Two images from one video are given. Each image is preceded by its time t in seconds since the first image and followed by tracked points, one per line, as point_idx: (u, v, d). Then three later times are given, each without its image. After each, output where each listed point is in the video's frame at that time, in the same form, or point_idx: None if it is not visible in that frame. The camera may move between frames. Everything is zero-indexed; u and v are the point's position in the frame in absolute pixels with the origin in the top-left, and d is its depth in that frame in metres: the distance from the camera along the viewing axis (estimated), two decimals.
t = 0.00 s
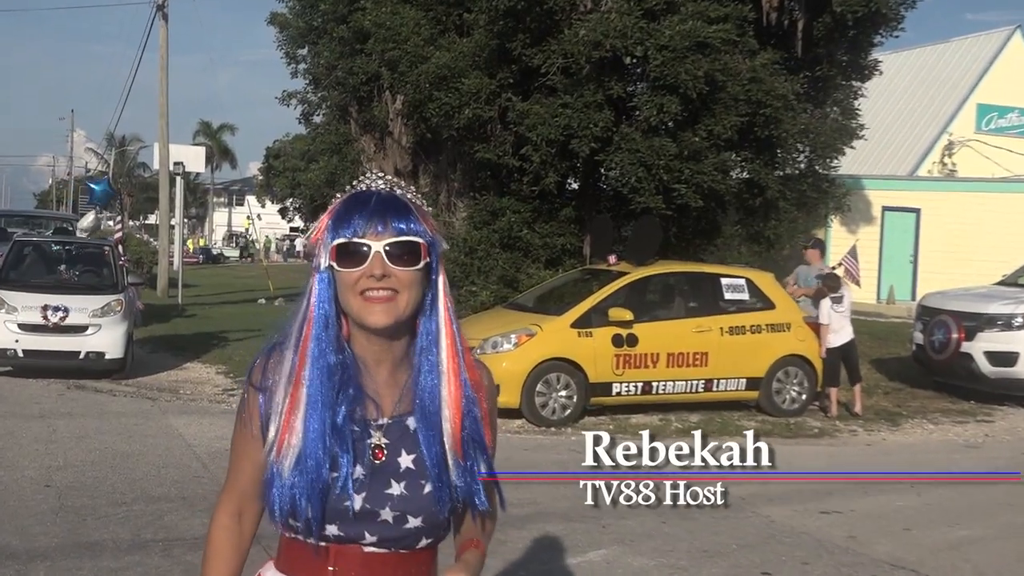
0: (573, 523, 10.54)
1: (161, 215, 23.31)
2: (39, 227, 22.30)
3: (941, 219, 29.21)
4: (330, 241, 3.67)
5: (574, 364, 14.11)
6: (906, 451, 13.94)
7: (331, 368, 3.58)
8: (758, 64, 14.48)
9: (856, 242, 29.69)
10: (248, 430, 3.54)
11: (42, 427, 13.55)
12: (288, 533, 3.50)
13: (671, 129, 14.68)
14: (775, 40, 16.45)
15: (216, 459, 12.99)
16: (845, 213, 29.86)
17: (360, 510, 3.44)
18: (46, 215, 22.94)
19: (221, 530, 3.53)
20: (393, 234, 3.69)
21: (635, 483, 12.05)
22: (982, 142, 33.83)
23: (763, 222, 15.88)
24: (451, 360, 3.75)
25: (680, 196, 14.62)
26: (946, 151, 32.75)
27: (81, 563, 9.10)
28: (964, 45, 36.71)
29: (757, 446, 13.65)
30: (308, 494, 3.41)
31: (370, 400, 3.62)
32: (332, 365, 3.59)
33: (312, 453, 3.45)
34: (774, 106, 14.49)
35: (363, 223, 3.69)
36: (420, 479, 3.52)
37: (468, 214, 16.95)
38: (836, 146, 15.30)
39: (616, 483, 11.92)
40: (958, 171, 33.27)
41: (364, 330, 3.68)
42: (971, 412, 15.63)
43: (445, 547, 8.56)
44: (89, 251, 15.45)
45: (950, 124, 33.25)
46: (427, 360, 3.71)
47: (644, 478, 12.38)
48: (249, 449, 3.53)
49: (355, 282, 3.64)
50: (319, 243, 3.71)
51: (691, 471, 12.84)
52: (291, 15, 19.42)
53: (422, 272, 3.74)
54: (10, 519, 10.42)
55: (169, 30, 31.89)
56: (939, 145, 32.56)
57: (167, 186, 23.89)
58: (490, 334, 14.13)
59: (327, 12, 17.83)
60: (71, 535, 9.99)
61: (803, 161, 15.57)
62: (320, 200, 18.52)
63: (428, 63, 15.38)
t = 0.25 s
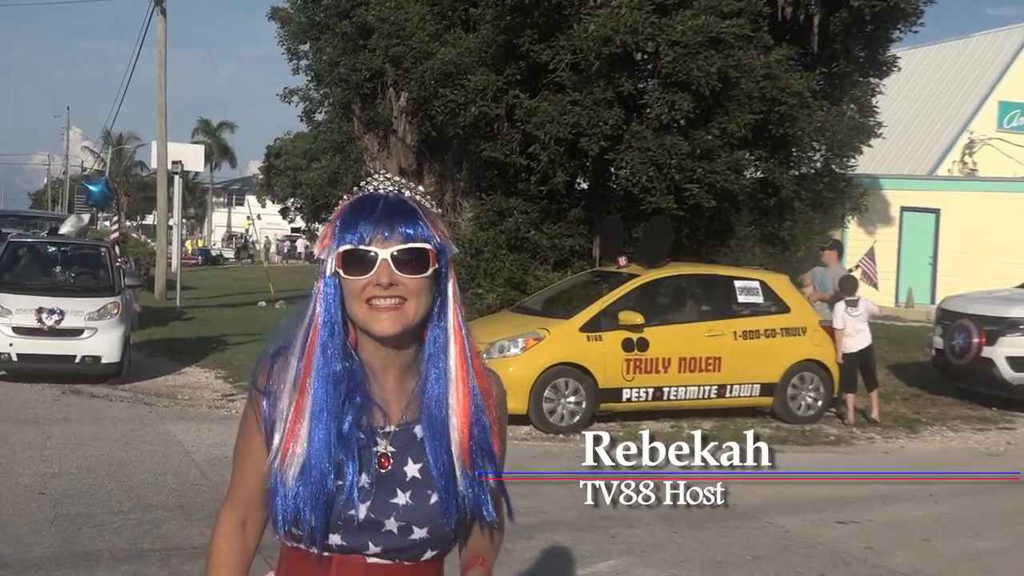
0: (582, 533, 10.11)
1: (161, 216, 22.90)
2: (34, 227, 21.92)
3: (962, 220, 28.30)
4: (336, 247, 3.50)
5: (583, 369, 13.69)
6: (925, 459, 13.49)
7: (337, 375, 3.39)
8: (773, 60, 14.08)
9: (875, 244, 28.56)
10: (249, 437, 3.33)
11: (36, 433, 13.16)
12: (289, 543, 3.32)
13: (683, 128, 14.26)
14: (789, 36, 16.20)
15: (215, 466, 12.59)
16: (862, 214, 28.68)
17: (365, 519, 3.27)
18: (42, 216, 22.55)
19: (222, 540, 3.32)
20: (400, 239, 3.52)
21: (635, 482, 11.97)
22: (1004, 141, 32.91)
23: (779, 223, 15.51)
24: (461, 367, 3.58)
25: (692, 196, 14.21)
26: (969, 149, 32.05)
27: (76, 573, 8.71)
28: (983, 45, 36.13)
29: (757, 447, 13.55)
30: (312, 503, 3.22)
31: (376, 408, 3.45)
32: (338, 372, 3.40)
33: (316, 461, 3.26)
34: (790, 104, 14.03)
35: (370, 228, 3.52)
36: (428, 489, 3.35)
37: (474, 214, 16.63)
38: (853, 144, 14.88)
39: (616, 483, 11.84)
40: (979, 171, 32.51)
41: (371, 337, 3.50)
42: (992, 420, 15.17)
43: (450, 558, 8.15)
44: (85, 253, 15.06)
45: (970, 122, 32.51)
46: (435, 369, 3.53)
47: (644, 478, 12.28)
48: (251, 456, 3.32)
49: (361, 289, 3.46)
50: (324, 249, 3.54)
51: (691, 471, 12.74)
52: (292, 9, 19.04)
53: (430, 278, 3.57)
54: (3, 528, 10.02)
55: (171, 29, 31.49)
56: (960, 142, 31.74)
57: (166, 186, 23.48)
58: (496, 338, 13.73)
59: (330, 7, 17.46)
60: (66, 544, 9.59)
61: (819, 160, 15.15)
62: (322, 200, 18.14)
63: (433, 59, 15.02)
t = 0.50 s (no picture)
0: (592, 546, 9.66)
1: (157, 218, 22.49)
2: (28, 229, 21.48)
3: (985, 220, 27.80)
4: (341, 252, 3.46)
5: (593, 376, 13.26)
6: (947, 469, 13.02)
7: (339, 385, 3.36)
8: (789, 57, 13.67)
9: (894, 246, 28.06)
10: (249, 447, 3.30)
11: (29, 441, 12.74)
12: (289, 552, 3.34)
13: (696, 127, 13.84)
14: (806, 32, 15.83)
15: (213, 476, 12.16)
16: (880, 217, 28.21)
17: (365, 530, 3.30)
18: (36, 218, 22.10)
19: (220, 551, 3.29)
20: (407, 245, 3.48)
21: (635, 482, 11.93)
22: None
23: (795, 225, 15.01)
24: (466, 375, 3.55)
25: (705, 197, 13.76)
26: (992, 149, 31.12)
27: None
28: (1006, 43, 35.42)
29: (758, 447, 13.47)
30: (313, 515, 3.24)
31: (379, 418, 3.43)
32: (341, 382, 3.37)
33: (317, 472, 3.25)
34: (806, 102, 13.62)
35: (376, 234, 3.49)
36: (430, 500, 3.36)
37: (480, 215, 16.24)
38: (872, 144, 14.44)
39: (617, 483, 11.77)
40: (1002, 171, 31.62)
41: (375, 343, 3.46)
42: (1015, 428, 14.70)
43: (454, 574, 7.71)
44: (79, 256, 14.63)
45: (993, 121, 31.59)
46: (440, 379, 3.50)
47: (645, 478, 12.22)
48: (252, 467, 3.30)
49: (366, 296, 3.41)
50: (329, 253, 3.49)
51: (692, 472, 12.67)
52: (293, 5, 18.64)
53: (436, 285, 3.51)
54: None
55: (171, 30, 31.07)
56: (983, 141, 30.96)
57: (163, 187, 23.04)
58: (504, 344, 13.31)
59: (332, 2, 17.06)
60: (59, 556, 9.17)
61: (837, 160, 14.72)
62: (323, 201, 17.72)
63: (438, 56, 14.65)
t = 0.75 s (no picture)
0: (599, 557, 9.29)
1: (152, 220, 22.17)
2: (21, 231, 21.11)
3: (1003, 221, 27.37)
4: (339, 256, 3.34)
5: (601, 383, 12.91)
6: (965, 479, 12.62)
7: (337, 390, 3.23)
8: (802, 55, 13.31)
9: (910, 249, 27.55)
10: (243, 455, 3.16)
11: (22, 449, 12.39)
12: (285, 562, 3.20)
13: (707, 127, 13.47)
14: (820, 29, 15.44)
15: (211, 485, 11.80)
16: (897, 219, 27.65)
17: (364, 539, 3.15)
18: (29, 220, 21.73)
19: (214, 563, 3.15)
20: (406, 247, 3.35)
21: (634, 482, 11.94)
22: None
23: (808, 228, 14.58)
24: (467, 379, 3.41)
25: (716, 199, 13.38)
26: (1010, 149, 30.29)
27: None
28: None
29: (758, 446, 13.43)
30: (310, 524, 3.10)
31: (377, 424, 3.29)
32: (338, 388, 3.24)
33: (314, 480, 3.11)
34: (820, 101, 13.23)
35: (375, 237, 3.36)
36: (430, 509, 3.21)
37: (485, 218, 15.97)
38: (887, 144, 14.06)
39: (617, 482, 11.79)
40: None
41: (373, 348, 3.33)
42: None
43: None
44: (73, 259, 14.29)
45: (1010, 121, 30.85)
46: (440, 384, 3.36)
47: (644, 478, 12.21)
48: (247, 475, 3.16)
49: (365, 300, 3.29)
50: (327, 256, 3.37)
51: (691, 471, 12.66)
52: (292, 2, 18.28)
53: (437, 289, 3.38)
54: None
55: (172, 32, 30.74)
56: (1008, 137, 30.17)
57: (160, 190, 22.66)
58: (509, 349, 12.97)
59: None
60: (51, 568, 8.81)
61: (851, 160, 14.35)
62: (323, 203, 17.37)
63: (442, 54, 14.41)
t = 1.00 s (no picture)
0: (611, 572, 8.85)
1: (150, 223, 21.76)
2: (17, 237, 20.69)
3: None
4: (341, 261, 3.27)
5: (612, 391, 12.50)
6: (990, 490, 12.17)
7: (339, 397, 3.16)
8: (820, 51, 12.89)
9: (932, 253, 26.97)
10: (242, 463, 3.06)
11: (15, 460, 11.99)
12: None
13: (721, 126, 13.06)
14: (838, 24, 14.91)
15: (210, 497, 11.39)
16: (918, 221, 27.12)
17: (367, 547, 3.07)
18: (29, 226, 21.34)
19: None
20: (409, 252, 3.29)
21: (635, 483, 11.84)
22: None
23: (827, 230, 14.26)
24: (470, 385, 3.34)
25: (731, 200, 12.97)
26: None
27: None
28: None
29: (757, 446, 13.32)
30: (315, 534, 3.03)
31: (380, 432, 3.22)
32: (341, 396, 3.17)
33: (318, 490, 3.04)
34: (838, 99, 12.82)
35: (377, 241, 3.30)
36: (434, 516, 3.13)
37: (492, 221, 15.54)
38: (908, 143, 13.62)
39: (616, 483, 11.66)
40: None
41: (376, 354, 3.26)
42: None
43: None
44: (69, 264, 13.90)
45: None
46: (445, 390, 3.30)
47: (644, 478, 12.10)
48: (246, 485, 3.06)
49: (367, 306, 3.23)
50: (328, 261, 3.30)
51: (691, 471, 12.56)
52: None
53: (440, 293, 3.33)
54: None
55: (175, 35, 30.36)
56: None
57: (158, 191, 22.23)
58: (517, 356, 12.56)
59: None
60: None
61: (871, 160, 13.91)
62: (326, 206, 16.96)
63: (447, 52, 13.95)
